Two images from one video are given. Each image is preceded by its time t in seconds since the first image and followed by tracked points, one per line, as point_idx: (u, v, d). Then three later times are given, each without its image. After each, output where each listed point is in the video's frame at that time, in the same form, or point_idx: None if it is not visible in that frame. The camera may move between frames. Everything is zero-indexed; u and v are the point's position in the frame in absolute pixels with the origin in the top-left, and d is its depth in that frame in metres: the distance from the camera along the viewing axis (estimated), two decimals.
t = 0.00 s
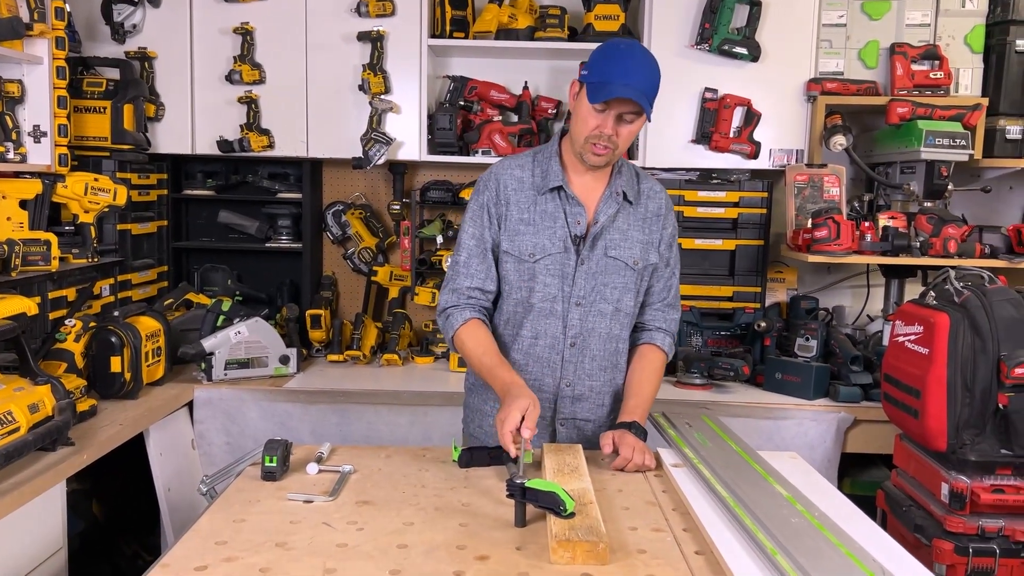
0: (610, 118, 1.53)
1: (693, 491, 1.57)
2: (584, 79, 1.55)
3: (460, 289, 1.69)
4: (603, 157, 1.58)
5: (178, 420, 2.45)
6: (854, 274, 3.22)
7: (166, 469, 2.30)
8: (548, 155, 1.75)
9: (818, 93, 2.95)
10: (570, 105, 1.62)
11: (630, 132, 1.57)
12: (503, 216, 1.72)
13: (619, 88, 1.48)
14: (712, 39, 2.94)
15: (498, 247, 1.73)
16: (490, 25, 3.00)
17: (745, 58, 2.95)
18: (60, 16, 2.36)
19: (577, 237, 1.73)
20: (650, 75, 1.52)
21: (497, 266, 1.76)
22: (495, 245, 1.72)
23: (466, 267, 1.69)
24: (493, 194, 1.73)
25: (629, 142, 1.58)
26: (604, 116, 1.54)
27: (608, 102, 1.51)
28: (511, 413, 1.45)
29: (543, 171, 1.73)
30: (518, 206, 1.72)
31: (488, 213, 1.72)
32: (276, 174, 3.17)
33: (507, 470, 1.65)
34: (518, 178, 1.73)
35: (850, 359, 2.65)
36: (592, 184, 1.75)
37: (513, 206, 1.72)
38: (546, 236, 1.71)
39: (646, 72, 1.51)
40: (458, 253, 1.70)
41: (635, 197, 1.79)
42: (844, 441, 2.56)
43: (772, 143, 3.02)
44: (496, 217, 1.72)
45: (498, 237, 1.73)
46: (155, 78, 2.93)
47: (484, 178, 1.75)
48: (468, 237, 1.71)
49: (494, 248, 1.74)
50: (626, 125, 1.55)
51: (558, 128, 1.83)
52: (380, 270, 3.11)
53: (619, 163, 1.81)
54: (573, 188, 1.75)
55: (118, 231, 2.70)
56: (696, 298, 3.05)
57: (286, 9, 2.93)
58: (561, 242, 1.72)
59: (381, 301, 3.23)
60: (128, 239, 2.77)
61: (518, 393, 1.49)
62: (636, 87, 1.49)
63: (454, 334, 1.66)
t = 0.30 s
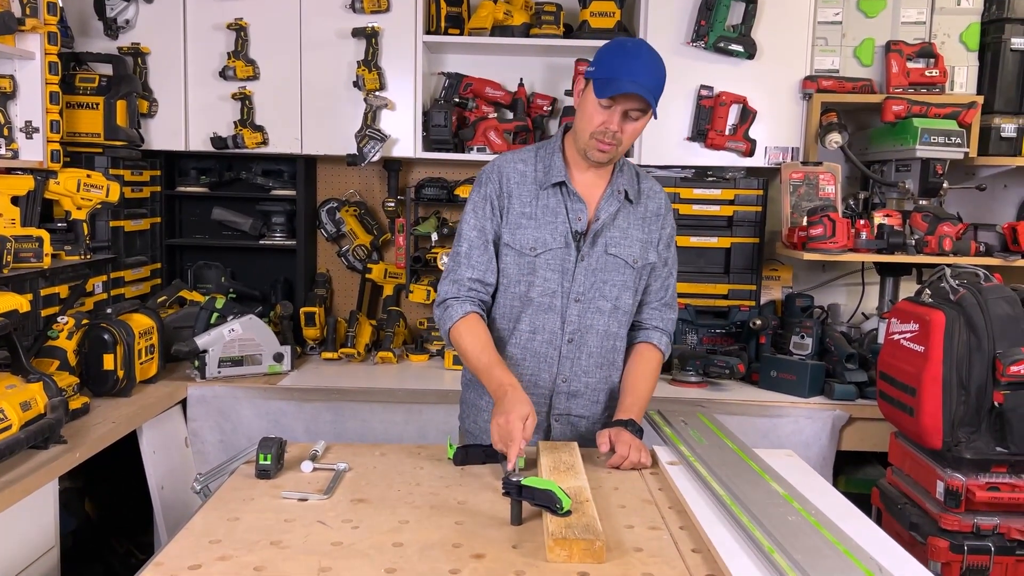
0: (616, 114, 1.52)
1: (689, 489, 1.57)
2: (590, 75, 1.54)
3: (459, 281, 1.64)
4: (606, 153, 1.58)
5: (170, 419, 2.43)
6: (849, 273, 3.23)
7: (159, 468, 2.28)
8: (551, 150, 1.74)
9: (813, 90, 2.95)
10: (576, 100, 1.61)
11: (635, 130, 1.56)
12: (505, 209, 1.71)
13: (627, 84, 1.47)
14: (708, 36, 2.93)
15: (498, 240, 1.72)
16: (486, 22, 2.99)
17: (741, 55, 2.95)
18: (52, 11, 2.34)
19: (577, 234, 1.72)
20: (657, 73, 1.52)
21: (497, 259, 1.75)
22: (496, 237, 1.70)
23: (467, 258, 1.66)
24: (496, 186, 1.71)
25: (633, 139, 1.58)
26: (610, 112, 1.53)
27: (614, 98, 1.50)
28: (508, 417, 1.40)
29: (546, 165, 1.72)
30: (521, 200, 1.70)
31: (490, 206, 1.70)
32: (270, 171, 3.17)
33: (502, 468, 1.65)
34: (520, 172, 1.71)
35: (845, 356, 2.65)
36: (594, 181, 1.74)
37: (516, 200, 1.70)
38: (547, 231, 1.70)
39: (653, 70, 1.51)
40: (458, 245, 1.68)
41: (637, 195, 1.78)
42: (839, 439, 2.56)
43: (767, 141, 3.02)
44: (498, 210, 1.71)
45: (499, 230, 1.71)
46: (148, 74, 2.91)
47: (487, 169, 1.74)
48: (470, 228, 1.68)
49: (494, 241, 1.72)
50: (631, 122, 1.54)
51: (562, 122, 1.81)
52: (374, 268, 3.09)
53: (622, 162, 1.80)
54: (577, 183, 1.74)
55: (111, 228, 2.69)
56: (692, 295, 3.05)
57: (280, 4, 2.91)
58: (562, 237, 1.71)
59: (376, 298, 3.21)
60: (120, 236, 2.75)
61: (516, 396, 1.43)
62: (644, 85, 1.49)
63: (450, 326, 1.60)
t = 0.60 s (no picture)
0: (561, 67, 1.50)
1: (702, 485, 1.45)
2: (527, 31, 1.50)
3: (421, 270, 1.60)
4: (559, 112, 1.54)
5: (155, 398, 2.32)
6: (869, 252, 3.08)
7: (142, 450, 2.18)
8: (504, 118, 1.72)
9: (836, 58, 2.78)
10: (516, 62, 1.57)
11: (586, 79, 1.52)
12: (461, 189, 1.69)
13: (564, 33, 1.42)
14: None
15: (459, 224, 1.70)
16: None
17: (761, 20, 2.78)
18: None
19: (541, 205, 1.70)
20: (597, 17, 1.47)
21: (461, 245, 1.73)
22: (456, 221, 1.68)
23: (427, 242, 1.62)
24: (447, 166, 1.70)
25: (586, 91, 1.54)
26: (553, 68, 1.50)
27: (553, 50, 1.47)
28: (473, 391, 1.32)
29: (500, 136, 1.70)
30: (475, 176, 1.69)
31: (444, 186, 1.68)
32: (264, 140, 3.03)
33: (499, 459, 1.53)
34: (473, 146, 1.70)
35: (866, 340, 2.49)
36: (551, 145, 1.72)
37: (471, 178, 1.69)
38: (509, 207, 1.68)
39: (593, 13, 1.46)
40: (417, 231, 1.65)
41: (602, 150, 1.72)
42: (858, 426, 2.43)
43: (787, 111, 2.86)
44: (453, 189, 1.69)
45: (457, 213, 1.68)
46: (134, 36, 2.76)
47: (436, 150, 1.72)
48: (424, 212, 1.65)
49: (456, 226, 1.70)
50: (580, 72, 1.50)
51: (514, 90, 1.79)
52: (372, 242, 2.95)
53: (582, 118, 1.76)
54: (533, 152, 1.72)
55: (94, 198, 2.56)
56: (705, 274, 2.91)
57: None
58: (525, 211, 1.68)
59: (375, 274, 3.07)
60: (105, 207, 2.62)
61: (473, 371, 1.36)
62: (584, 31, 1.44)
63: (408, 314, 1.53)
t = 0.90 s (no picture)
0: (553, 48, 1.41)
1: (706, 491, 1.37)
2: (516, 9, 1.42)
3: (408, 270, 1.52)
4: (552, 95, 1.46)
5: (143, 392, 2.26)
6: (882, 242, 2.98)
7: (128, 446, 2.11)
8: (493, 105, 1.64)
9: (848, 41, 2.68)
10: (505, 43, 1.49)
11: (579, 61, 1.44)
12: (449, 183, 1.61)
13: (554, 12, 1.35)
14: None
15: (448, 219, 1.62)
16: None
17: (770, 2, 2.68)
18: None
19: (533, 197, 1.62)
20: None
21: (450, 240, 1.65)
22: (444, 217, 1.60)
23: (413, 240, 1.55)
24: (434, 156, 1.61)
25: (580, 73, 1.45)
26: (545, 48, 1.41)
27: (545, 30, 1.39)
28: (464, 417, 1.27)
29: (489, 124, 1.62)
30: (465, 168, 1.61)
31: (432, 180, 1.60)
32: (258, 126, 2.95)
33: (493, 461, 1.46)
34: (461, 135, 1.62)
35: (878, 334, 2.41)
36: (544, 132, 1.64)
37: (459, 170, 1.61)
38: (500, 200, 1.60)
39: None
40: (403, 228, 1.57)
41: (596, 136, 1.65)
42: (870, 423, 2.35)
43: (797, 96, 2.76)
44: (441, 182, 1.61)
45: (445, 207, 1.61)
46: (123, 19, 2.67)
47: (423, 139, 1.64)
48: (411, 208, 1.57)
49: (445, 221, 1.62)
50: (572, 53, 1.42)
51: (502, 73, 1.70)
52: (369, 232, 2.87)
53: (575, 102, 1.68)
54: (526, 140, 1.64)
55: (82, 185, 2.50)
56: (711, 265, 2.82)
57: None
58: (517, 204, 1.61)
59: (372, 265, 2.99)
60: (93, 194, 2.55)
61: (466, 394, 1.31)
62: (576, 10, 1.36)
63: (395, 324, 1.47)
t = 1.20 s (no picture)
0: (553, 24, 1.32)
1: (712, 495, 1.29)
2: None
3: (397, 261, 1.43)
4: (553, 74, 1.38)
5: (131, 383, 2.20)
6: (896, 228, 2.88)
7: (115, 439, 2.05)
8: (489, 84, 1.56)
9: (864, 18, 2.57)
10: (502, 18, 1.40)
11: (581, 38, 1.35)
12: (442, 168, 1.53)
13: None
14: None
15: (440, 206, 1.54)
16: None
17: None
18: None
19: (530, 183, 1.54)
20: None
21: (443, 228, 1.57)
22: (436, 204, 1.52)
23: (402, 229, 1.46)
24: (427, 140, 1.52)
25: (581, 50, 1.36)
26: (545, 24, 1.32)
27: (546, 4, 1.30)
28: (456, 410, 1.20)
29: (484, 105, 1.54)
30: (458, 153, 1.52)
31: (424, 165, 1.51)
32: (252, 109, 2.85)
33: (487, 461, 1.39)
34: (454, 117, 1.53)
35: (892, 324, 2.31)
36: (542, 114, 1.55)
37: (452, 154, 1.52)
38: (495, 187, 1.52)
39: None
40: (392, 216, 1.48)
41: (597, 119, 1.56)
42: (883, 416, 2.26)
43: (810, 76, 2.65)
44: (433, 167, 1.52)
45: (438, 194, 1.52)
46: None
47: (415, 121, 1.55)
48: (402, 195, 1.49)
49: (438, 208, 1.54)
50: (575, 29, 1.33)
51: (498, 52, 1.62)
52: (366, 217, 2.79)
53: (576, 81, 1.58)
54: (523, 122, 1.55)
55: (69, 169, 2.44)
56: (719, 252, 2.73)
57: None
58: (513, 191, 1.52)
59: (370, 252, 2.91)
60: (81, 179, 2.49)
61: (458, 386, 1.24)
62: None
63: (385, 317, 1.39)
